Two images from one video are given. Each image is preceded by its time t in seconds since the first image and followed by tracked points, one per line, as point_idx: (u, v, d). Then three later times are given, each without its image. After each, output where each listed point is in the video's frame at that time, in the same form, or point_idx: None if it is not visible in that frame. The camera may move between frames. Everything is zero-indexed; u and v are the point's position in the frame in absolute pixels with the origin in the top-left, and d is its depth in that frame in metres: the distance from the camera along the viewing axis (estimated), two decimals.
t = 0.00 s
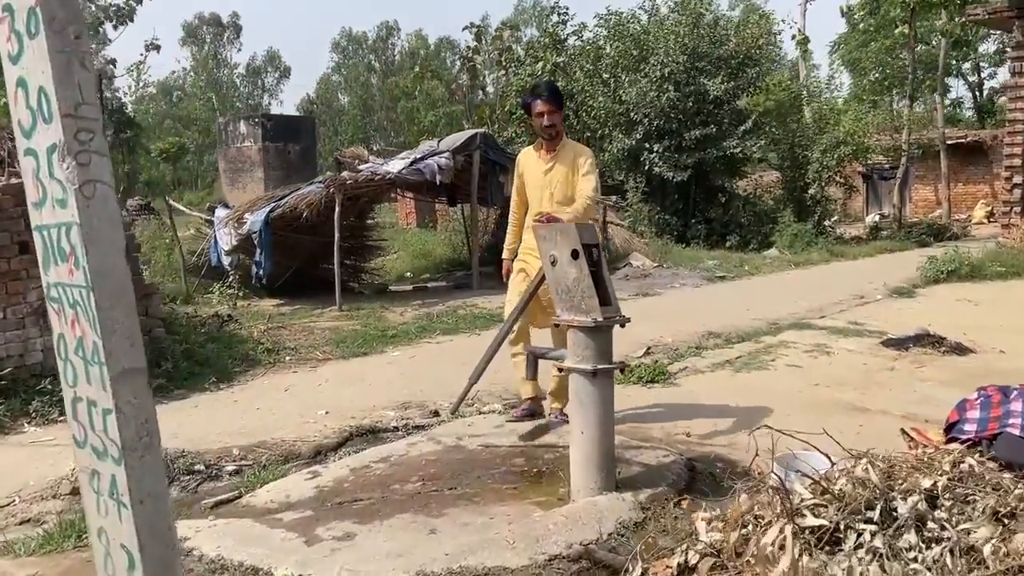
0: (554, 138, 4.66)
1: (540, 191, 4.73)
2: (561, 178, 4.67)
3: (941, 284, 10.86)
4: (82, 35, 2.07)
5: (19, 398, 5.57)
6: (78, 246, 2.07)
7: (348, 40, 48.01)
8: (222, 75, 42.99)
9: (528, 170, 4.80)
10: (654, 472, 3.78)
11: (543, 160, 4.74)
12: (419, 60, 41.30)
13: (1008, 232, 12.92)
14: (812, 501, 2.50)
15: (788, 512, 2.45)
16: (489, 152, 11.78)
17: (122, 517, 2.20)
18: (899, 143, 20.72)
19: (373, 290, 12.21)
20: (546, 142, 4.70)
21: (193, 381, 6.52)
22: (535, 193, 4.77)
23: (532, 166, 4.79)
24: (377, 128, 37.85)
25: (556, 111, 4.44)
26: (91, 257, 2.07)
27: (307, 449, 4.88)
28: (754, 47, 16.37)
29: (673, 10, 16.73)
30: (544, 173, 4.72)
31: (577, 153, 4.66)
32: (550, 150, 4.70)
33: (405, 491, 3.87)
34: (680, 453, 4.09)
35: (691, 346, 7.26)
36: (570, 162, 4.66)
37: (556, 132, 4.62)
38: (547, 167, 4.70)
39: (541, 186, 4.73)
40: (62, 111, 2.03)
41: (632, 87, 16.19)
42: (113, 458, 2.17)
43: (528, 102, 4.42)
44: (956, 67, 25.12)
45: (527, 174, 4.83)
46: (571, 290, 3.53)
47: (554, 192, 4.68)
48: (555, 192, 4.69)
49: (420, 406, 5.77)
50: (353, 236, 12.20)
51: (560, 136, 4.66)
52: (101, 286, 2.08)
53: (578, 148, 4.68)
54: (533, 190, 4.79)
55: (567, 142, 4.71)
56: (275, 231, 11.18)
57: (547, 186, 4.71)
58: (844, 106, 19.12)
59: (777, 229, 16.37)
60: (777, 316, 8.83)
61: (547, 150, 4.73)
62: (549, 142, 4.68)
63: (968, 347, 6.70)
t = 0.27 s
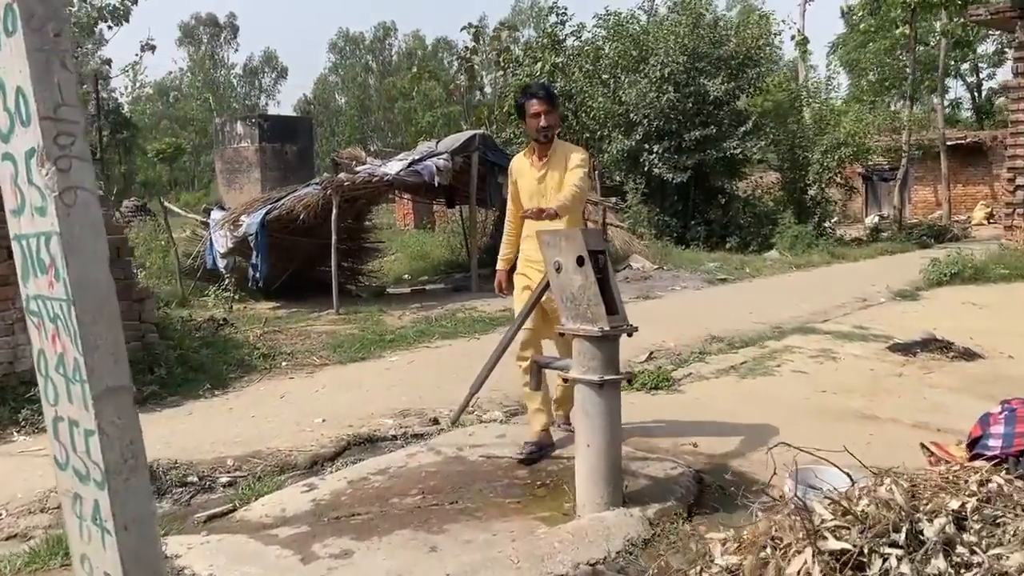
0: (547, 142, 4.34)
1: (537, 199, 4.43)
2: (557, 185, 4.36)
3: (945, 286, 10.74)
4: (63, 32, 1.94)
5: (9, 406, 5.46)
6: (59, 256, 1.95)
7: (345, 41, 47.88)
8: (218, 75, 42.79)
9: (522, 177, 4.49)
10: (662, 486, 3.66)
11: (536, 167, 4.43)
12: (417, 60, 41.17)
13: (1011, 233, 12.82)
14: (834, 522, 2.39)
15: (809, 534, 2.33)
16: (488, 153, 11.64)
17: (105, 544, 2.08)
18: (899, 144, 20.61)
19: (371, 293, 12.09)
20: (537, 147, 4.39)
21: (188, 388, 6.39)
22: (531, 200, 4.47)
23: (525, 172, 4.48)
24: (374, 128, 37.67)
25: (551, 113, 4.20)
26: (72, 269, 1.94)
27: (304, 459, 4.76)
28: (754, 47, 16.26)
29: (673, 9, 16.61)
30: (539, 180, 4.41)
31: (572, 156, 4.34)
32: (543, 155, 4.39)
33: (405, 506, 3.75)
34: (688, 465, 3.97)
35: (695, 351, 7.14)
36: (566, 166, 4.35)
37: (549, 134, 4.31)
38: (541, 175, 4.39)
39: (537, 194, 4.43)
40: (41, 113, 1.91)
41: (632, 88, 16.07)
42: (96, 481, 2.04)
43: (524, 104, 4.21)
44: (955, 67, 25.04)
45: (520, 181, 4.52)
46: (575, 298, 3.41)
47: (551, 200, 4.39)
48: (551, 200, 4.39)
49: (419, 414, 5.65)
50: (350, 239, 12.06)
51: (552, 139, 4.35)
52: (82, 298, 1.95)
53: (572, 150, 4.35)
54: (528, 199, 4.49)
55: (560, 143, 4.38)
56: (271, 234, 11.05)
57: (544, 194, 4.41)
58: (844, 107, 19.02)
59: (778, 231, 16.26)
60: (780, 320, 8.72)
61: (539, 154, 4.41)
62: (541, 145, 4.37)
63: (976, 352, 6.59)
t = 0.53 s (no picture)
0: (537, 136, 3.97)
1: (529, 199, 4.07)
2: (551, 182, 4.00)
3: (946, 289, 10.68)
4: (51, 30, 1.85)
5: None
6: (46, 264, 1.85)
7: (342, 41, 47.77)
8: (215, 76, 42.66)
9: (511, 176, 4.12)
10: (669, 496, 3.57)
11: (526, 164, 4.05)
12: (413, 61, 41.07)
13: (1011, 235, 12.78)
14: (852, 539, 2.32)
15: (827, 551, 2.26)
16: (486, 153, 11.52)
17: (94, 566, 1.99)
18: (898, 145, 20.58)
19: (368, 295, 12.00)
20: (526, 142, 4.01)
21: (183, 393, 6.30)
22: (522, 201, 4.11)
23: (513, 170, 4.10)
24: (371, 129, 37.59)
25: (540, 104, 3.86)
26: (59, 279, 1.85)
27: (301, 467, 4.67)
28: (753, 48, 16.19)
29: (671, 10, 16.54)
30: (530, 179, 4.04)
31: (565, 150, 3.98)
32: (533, 151, 4.01)
33: (405, 517, 3.66)
34: (694, 475, 3.89)
35: (697, 355, 7.06)
36: (560, 162, 3.98)
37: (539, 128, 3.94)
38: (533, 173, 4.02)
39: (529, 194, 4.06)
40: (27, 115, 1.81)
41: (630, 88, 15.98)
42: (85, 500, 1.95)
43: (512, 96, 3.85)
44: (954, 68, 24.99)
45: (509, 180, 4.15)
46: (581, 304, 3.32)
47: (545, 199, 4.03)
48: (545, 199, 4.03)
49: (418, 419, 5.56)
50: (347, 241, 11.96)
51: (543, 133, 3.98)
52: (71, 308, 1.86)
53: (565, 143, 3.99)
54: (519, 199, 4.12)
55: (551, 136, 4.02)
56: (268, 236, 10.94)
57: (536, 193, 4.04)
58: (843, 108, 18.97)
59: (777, 232, 16.19)
60: (781, 323, 8.64)
61: (528, 150, 4.04)
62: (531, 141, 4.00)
63: (981, 356, 6.52)
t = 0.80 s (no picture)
0: (538, 130, 3.86)
1: (530, 197, 3.96)
2: (553, 178, 3.90)
3: (944, 291, 10.66)
4: (47, 34, 1.79)
5: None
6: (41, 276, 1.79)
7: (337, 43, 47.68)
8: (209, 77, 42.53)
9: (509, 174, 4.01)
10: (675, 505, 3.52)
11: (526, 159, 3.94)
12: (409, 61, 41.01)
13: (1009, 237, 12.78)
14: (868, 554, 2.29)
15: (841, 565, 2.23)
16: (483, 155, 11.48)
17: None
18: (894, 147, 20.59)
19: (365, 297, 11.94)
20: (526, 137, 3.90)
21: (180, 398, 6.23)
22: (522, 200, 4.01)
23: (512, 168, 4.00)
24: (366, 130, 37.52)
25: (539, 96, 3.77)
26: (56, 290, 1.79)
27: (299, 474, 4.61)
28: (750, 50, 16.18)
29: (668, 11, 16.51)
30: (531, 175, 3.93)
31: (566, 145, 3.89)
32: (534, 146, 3.91)
33: (406, 526, 3.60)
34: (699, 482, 3.83)
35: (697, 359, 7.02)
36: (561, 157, 3.88)
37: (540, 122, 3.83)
38: (534, 169, 3.91)
39: (529, 191, 3.95)
40: (22, 121, 1.75)
41: (628, 89, 15.93)
42: (82, 519, 1.89)
43: (515, 85, 3.79)
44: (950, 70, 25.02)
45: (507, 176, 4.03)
46: (586, 311, 3.26)
47: (547, 195, 3.93)
48: (548, 196, 3.93)
49: (418, 425, 5.50)
50: (344, 243, 11.89)
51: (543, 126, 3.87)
52: (67, 322, 1.80)
53: (566, 137, 3.89)
54: (518, 195, 4.01)
55: (551, 130, 3.91)
56: (264, 238, 10.87)
57: (538, 190, 3.94)
58: (839, 109, 18.97)
59: (774, 235, 16.18)
60: (780, 326, 8.60)
61: (528, 146, 3.93)
62: (529, 136, 3.89)
63: (983, 359, 6.49)
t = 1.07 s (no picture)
0: (534, 132, 3.81)
1: (533, 200, 3.93)
2: (553, 180, 3.86)
3: (941, 293, 10.66)
4: (46, 39, 1.75)
5: None
6: (39, 285, 1.76)
7: (332, 44, 47.57)
8: (203, 78, 42.40)
9: (509, 177, 3.97)
10: (679, 512, 3.49)
11: (524, 162, 3.90)
12: (403, 63, 40.95)
13: (1005, 238, 12.81)
14: (879, 565, 2.28)
15: None
16: (479, 158, 11.45)
17: None
18: (889, 149, 20.62)
19: (361, 300, 11.90)
20: (524, 140, 3.84)
21: (176, 403, 6.18)
22: (525, 204, 3.97)
23: (512, 171, 3.95)
24: (361, 131, 37.44)
25: (532, 96, 3.71)
26: (56, 302, 1.75)
27: (298, 480, 4.57)
28: (746, 51, 16.20)
29: (664, 12, 16.52)
30: (532, 178, 3.89)
31: (567, 145, 3.84)
32: (532, 148, 3.85)
33: (407, 534, 3.56)
34: (702, 489, 3.81)
35: (696, 363, 6.99)
36: (560, 157, 3.83)
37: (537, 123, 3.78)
38: (534, 172, 3.87)
39: (531, 194, 3.92)
40: (21, 129, 1.72)
41: (625, 91, 15.92)
42: (82, 533, 1.86)
43: (498, 88, 3.70)
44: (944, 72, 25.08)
45: (507, 179, 3.99)
46: (590, 317, 3.23)
47: (549, 198, 3.89)
48: (551, 199, 3.89)
49: (417, 430, 5.47)
50: (340, 245, 11.84)
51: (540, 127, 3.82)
52: (65, 333, 1.77)
53: (563, 136, 3.84)
54: (519, 198, 3.97)
55: (548, 130, 3.86)
56: (260, 241, 10.81)
57: (539, 192, 3.90)
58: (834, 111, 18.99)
59: (770, 237, 16.18)
60: (778, 329, 8.59)
61: (527, 149, 3.87)
62: (527, 139, 3.83)
63: (983, 363, 6.48)
